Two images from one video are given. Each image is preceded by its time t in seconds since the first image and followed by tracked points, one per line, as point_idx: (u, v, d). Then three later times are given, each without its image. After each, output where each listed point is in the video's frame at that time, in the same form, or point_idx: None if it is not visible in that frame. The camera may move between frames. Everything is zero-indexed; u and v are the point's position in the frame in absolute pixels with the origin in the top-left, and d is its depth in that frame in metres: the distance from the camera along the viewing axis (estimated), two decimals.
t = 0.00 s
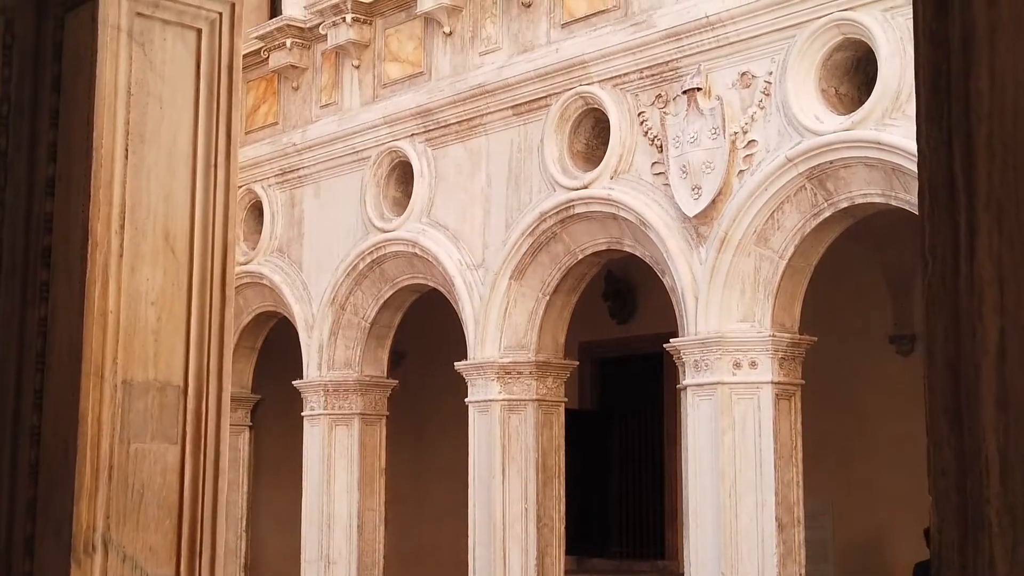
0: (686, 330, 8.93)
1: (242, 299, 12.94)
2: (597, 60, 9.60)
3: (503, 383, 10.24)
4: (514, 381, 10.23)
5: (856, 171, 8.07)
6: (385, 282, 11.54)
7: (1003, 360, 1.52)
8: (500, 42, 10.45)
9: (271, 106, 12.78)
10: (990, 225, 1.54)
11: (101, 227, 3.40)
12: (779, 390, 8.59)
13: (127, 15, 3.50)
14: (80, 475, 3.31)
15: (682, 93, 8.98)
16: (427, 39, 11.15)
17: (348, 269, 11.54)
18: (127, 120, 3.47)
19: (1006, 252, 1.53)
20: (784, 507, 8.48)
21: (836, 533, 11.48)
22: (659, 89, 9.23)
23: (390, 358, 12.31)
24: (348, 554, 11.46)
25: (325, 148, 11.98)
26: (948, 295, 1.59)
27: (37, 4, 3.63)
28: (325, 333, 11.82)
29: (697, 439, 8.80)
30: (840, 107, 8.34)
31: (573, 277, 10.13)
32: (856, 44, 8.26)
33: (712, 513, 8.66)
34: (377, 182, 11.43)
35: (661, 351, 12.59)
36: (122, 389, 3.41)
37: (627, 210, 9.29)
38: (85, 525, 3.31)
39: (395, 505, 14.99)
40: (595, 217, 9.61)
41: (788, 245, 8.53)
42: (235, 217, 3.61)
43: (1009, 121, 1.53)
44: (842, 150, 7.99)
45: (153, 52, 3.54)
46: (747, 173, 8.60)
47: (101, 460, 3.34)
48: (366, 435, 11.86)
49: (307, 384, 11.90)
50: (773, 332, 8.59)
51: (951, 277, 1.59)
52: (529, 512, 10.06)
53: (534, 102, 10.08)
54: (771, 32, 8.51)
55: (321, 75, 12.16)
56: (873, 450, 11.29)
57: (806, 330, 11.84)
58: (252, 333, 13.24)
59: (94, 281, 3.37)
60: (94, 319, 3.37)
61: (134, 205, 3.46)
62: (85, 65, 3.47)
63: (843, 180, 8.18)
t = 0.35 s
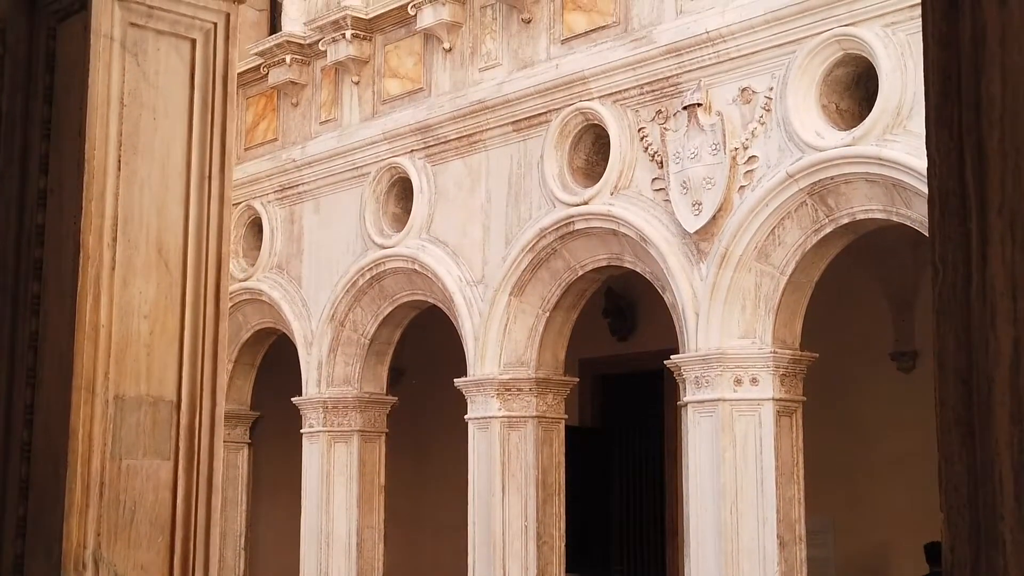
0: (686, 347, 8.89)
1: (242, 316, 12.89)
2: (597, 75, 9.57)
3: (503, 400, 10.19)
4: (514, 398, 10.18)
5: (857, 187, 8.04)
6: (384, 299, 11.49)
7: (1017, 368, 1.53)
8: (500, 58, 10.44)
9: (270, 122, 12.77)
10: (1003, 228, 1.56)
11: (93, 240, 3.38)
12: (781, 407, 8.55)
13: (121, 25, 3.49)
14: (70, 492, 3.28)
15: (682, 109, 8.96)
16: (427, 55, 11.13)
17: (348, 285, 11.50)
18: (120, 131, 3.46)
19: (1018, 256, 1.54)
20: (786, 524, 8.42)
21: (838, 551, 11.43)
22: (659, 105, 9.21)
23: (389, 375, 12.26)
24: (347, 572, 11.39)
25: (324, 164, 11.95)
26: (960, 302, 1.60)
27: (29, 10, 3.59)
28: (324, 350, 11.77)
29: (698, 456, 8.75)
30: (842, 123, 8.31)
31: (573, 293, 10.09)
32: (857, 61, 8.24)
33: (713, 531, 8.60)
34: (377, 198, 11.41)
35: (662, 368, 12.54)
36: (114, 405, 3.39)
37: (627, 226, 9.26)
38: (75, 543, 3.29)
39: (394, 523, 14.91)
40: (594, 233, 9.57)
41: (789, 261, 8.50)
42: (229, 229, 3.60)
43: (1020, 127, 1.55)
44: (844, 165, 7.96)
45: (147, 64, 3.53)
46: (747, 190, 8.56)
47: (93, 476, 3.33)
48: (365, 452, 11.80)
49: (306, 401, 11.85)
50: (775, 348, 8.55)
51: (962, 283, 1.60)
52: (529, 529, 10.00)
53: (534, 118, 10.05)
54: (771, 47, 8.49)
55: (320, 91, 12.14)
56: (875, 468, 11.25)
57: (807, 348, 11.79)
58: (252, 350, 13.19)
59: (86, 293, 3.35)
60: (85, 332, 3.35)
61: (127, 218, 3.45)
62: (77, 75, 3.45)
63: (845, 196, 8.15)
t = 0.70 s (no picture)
0: (687, 361, 8.84)
1: (241, 331, 12.86)
2: (596, 88, 9.55)
3: (502, 414, 10.14)
4: (514, 413, 10.14)
5: (858, 200, 8.01)
6: (383, 313, 11.44)
7: None
8: (500, 72, 10.43)
9: (270, 136, 12.75)
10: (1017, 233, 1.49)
11: (85, 249, 3.36)
12: (782, 421, 8.50)
13: (114, 32, 3.46)
14: (61, 506, 3.28)
15: (682, 122, 8.93)
16: (427, 68, 11.12)
17: (347, 299, 11.46)
18: (113, 138, 3.43)
19: None
20: (787, 539, 8.37)
21: (839, 567, 11.37)
22: (659, 118, 9.18)
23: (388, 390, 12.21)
24: None
25: (323, 178, 11.92)
26: (972, 307, 1.54)
27: (21, 16, 3.63)
28: (323, 365, 11.73)
29: (698, 470, 8.69)
30: (842, 136, 8.28)
31: (573, 307, 10.05)
32: (858, 73, 8.22)
33: (714, 545, 8.55)
34: (376, 212, 11.37)
35: (662, 382, 12.49)
36: (106, 417, 3.38)
37: (627, 239, 9.22)
38: (65, 557, 3.27)
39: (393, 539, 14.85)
40: (594, 247, 9.53)
41: (790, 274, 8.46)
42: (224, 238, 3.57)
43: None
44: (845, 178, 7.93)
45: (141, 70, 3.49)
46: (748, 203, 8.53)
47: (84, 489, 3.31)
48: (364, 467, 11.75)
49: (305, 415, 11.80)
50: (776, 363, 8.51)
51: (974, 288, 1.54)
52: (529, 544, 9.93)
53: (533, 131, 10.03)
54: (771, 60, 8.47)
55: (320, 105, 12.13)
56: (875, 483, 11.20)
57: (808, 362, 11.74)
58: (251, 365, 13.16)
59: (76, 303, 3.34)
60: (76, 344, 3.33)
61: (119, 226, 3.42)
62: (70, 84, 3.45)
63: (846, 209, 8.11)
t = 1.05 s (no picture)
0: (688, 375, 8.78)
1: (240, 345, 12.81)
2: (597, 102, 9.52)
3: (502, 429, 10.09)
4: (514, 427, 10.09)
5: (860, 213, 7.96)
6: (383, 327, 11.38)
7: None
8: (500, 85, 10.41)
9: (270, 150, 12.71)
10: None
11: (74, 257, 3.41)
12: (784, 436, 8.45)
13: (105, 37, 3.52)
14: (50, 518, 3.31)
15: (683, 135, 8.90)
16: (427, 82, 11.09)
17: (346, 313, 11.42)
18: (104, 147, 3.48)
19: None
20: (788, 554, 8.31)
21: None
22: (660, 131, 9.14)
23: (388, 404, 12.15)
24: None
25: (323, 192, 11.89)
26: (985, 314, 1.64)
27: (12, 21, 3.73)
28: (322, 379, 11.68)
29: (700, 485, 8.64)
30: (843, 150, 8.24)
31: (573, 320, 10.00)
32: (859, 86, 8.19)
33: (715, 560, 8.49)
34: (375, 226, 11.32)
35: (663, 397, 12.43)
36: (96, 428, 3.41)
37: (628, 253, 9.17)
38: (54, 568, 3.30)
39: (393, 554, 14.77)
40: (595, 260, 9.49)
41: (791, 287, 8.42)
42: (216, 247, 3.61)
43: None
44: (846, 192, 7.88)
45: (132, 75, 3.55)
46: (749, 216, 8.48)
47: (73, 501, 3.35)
48: (363, 481, 11.68)
49: (304, 430, 11.75)
50: (777, 377, 8.46)
51: (988, 294, 1.63)
52: (529, 560, 9.87)
53: (534, 145, 9.99)
54: (772, 73, 8.45)
55: (320, 119, 12.10)
56: (876, 498, 11.16)
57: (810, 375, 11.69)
58: (251, 379, 13.11)
59: (67, 312, 3.38)
60: (66, 354, 3.37)
61: (110, 236, 3.47)
62: (61, 86, 3.51)
63: (847, 223, 8.07)
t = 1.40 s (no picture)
0: (689, 388, 8.73)
1: (239, 358, 12.76)
2: (596, 114, 9.49)
3: (502, 443, 10.03)
4: (514, 441, 10.03)
5: (861, 226, 7.93)
6: (382, 340, 11.33)
7: None
8: (500, 98, 10.38)
9: (269, 163, 12.69)
10: None
11: (64, 264, 3.39)
12: (785, 449, 8.41)
13: (97, 40, 3.51)
14: (37, 532, 3.28)
15: (683, 147, 8.87)
16: (427, 94, 11.07)
17: (345, 326, 11.37)
18: (95, 153, 3.46)
19: None
20: (790, 569, 8.25)
21: None
22: (660, 143, 9.11)
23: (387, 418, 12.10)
24: None
25: (322, 205, 11.85)
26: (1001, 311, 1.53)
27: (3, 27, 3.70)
28: (321, 393, 11.62)
29: (701, 499, 8.58)
30: (845, 162, 8.20)
31: (573, 333, 9.96)
32: (860, 98, 8.15)
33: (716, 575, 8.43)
34: (375, 239, 11.29)
35: (663, 411, 12.39)
36: (85, 439, 3.39)
37: (628, 265, 9.13)
38: None
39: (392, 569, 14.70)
40: (595, 273, 9.45)
41: (793, 300, 8.38)
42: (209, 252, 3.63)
43: None
44: (847, 205, 7.85)
45: (123, 81, 3.54)
46: (750, 228, 8.44)
47: (61, 515, 3.32)
48: (362, 495, 11.63)
49: (303, 444, 11.69)
50: (778, 391, 8.42)
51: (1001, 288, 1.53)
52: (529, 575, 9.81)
53: (533, 157, 9.96)
54: (772, 85, 8.42)
55: (319, 132, 12.08)
56: (877, 512, 11.10)
57: (812, 388, 11.62)
58: (249, 393, 13.06)
59: (55, 320, 3.35)
60: (55, 362, 3.34)
61: (100, 243, 3.45)
62: (52, 92, 3.49)
63: (848, 235, 8.04)
